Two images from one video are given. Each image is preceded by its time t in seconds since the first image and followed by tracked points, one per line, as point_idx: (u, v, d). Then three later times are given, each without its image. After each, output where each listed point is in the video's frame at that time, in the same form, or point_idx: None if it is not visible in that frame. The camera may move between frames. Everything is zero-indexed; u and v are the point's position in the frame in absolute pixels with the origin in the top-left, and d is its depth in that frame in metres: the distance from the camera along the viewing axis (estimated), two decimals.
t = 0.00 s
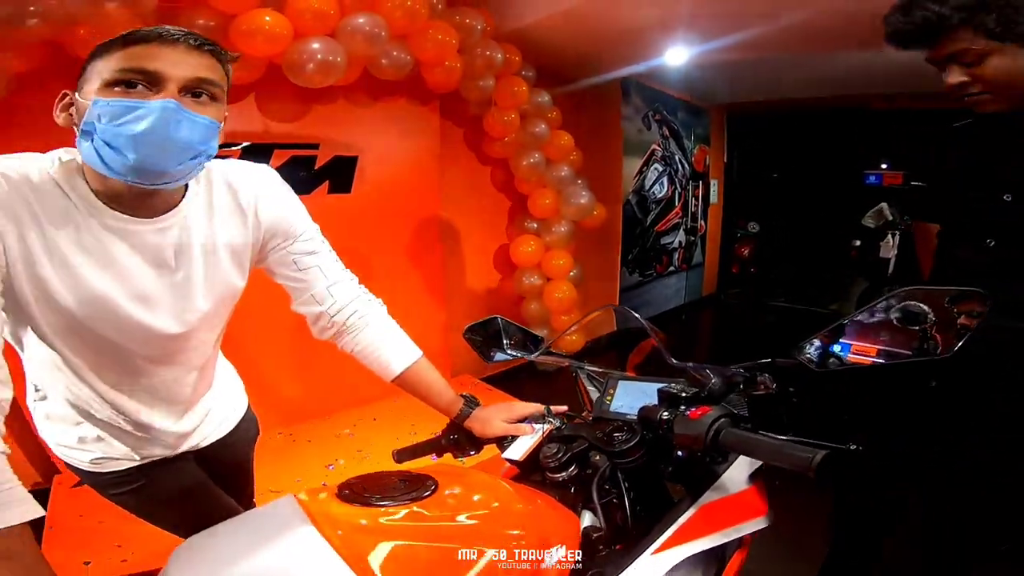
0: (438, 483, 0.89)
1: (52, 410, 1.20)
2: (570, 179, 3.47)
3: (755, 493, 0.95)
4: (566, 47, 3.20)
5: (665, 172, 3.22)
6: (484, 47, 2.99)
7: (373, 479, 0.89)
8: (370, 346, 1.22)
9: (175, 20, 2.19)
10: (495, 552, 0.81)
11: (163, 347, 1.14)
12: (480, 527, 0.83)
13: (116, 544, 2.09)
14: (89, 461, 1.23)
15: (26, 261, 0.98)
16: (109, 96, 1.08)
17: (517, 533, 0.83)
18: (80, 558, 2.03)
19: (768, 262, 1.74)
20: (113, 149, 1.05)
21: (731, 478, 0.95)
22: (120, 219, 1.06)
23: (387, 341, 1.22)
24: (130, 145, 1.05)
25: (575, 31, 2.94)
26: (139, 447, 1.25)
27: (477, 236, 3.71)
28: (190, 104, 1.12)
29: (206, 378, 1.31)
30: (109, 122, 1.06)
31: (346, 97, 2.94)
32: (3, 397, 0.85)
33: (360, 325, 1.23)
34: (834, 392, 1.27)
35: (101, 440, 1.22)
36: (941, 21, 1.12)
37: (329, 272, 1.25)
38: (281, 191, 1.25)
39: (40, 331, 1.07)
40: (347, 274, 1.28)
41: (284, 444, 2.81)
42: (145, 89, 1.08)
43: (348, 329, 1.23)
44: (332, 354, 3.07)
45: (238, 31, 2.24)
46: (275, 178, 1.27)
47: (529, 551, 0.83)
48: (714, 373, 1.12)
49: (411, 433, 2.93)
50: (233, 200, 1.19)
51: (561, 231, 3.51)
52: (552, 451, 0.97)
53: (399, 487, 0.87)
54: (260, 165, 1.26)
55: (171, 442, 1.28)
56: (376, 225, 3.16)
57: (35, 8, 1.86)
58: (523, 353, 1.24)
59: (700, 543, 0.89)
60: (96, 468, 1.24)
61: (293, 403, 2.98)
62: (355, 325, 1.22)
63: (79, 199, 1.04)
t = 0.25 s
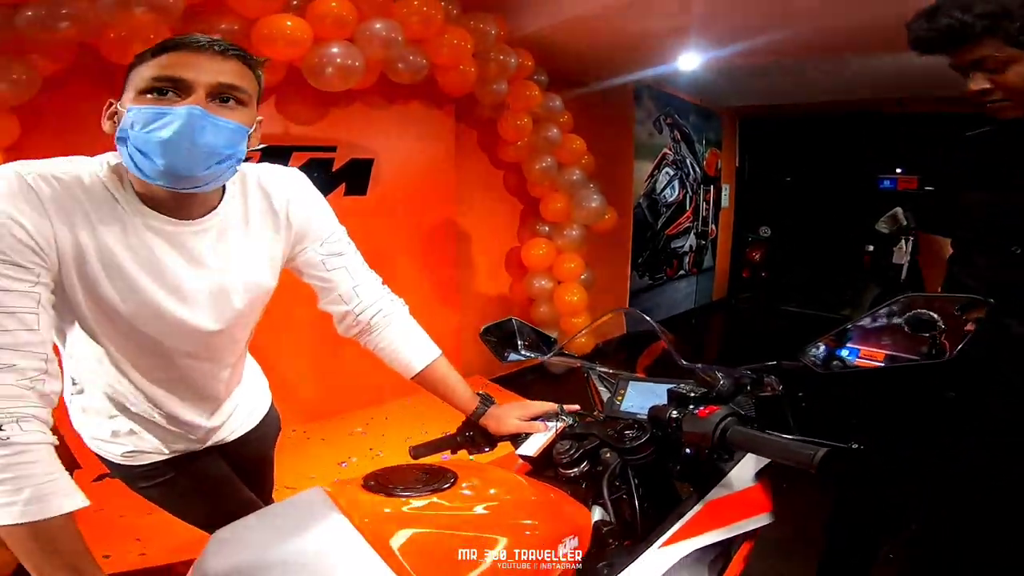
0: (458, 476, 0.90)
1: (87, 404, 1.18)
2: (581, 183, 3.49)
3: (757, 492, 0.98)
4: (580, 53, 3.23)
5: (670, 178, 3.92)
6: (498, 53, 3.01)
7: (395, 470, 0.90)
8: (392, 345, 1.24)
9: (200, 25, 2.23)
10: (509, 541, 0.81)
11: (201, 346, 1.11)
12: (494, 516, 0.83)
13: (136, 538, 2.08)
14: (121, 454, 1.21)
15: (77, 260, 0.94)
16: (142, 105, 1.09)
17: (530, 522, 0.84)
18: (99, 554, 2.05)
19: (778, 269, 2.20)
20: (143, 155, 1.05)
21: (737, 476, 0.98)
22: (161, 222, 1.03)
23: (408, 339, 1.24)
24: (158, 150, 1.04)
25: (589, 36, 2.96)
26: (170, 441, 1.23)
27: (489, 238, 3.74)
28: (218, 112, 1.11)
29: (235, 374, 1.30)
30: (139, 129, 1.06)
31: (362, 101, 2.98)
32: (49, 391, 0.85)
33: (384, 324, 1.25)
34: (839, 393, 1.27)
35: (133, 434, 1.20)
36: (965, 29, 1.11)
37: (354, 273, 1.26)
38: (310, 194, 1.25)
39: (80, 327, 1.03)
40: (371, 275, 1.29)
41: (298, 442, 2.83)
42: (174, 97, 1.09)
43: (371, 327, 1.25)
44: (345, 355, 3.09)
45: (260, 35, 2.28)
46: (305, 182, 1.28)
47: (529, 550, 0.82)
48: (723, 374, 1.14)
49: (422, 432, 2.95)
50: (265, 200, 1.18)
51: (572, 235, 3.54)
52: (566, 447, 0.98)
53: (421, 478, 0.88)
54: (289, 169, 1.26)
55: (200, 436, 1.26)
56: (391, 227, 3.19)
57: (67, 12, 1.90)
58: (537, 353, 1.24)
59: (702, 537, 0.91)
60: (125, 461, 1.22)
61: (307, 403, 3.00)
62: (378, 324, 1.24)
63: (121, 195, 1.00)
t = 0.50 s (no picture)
0: (478, 470, 0.89)
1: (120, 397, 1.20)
2: (594, 187, 3.50)
3: (768, 489, 1.00)
4: (596, 59, 3.24)
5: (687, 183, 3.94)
6: (513, 57, 3.03)
7: (418, 464, 0.90)
8: (414, 343, 1.26)
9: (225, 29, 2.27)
10: (522, 532, 0.80)
11: (232, 343, 1.13)
12: (510, 508, 0.82)
13: (155, 532, 2.07)
14: (150, 447, 1.23)
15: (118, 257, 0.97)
16: (178, 108, 1.08)
17: (545, 514, 0.83)
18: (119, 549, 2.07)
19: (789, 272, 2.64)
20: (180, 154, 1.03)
21: (748, 475, 0.99)
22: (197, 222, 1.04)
23: (429, 337, 1.26)
24: (196, 149, 1.03)
25: (604, 41, 2.96)
26: (197, 436, 1.25)
27: (503, 241, 3.76)
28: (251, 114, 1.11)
29: (262, 371, 1.31)
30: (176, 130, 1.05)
31: (380, 105, 3.01)
32: (91, 383, 0.87)
33: (405, 322, 1.26)
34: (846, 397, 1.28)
35: (162, 428, 1.22)
36: (963, 39, 1.22)
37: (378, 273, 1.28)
38: (336, 195, 1.27)
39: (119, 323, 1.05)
40: (394, 274, 1.32)
41: (313, 439, 2.84)
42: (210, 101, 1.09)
43: (393, 326, 1.27)
44: (359, 356, 3.11)
45: (282, 39, 2.31)
46: (331, 185, 1.29)
47: (529, 551, 0.80)
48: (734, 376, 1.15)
49: (435, 430, 2.96)
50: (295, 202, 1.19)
51: (585, 239, 3.53)
52: (581, 444, 0.99)
53: (442, 471, 0.87)
54: (316, 171, 1.28)
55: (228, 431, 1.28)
56: (407, 228, 3.22)
57: (99, 16, 1.95)
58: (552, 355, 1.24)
59: (711, 535, 0.92)
60: (155, 454, 1.24)
61: (323, 402, 3.02)
62: (399, 322, 1.26)
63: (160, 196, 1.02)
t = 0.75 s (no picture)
0: (497, 464, 0.91)
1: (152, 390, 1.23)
2: (609, 191, 3.51)
3: (779, 488, 1.01)
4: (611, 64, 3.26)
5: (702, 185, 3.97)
6: (529, 61, 3.05)
7: (439, 458, 0.91)
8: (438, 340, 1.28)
9: (250, 33, 2.30)
10: (535, 522, 0.81)
11: (263, 340, 1.15)
12: (525, 499, 0.84)
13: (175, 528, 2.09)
14: (178, 440, 1.25)
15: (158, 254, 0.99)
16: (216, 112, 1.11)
17: (557, 505, 0.84)
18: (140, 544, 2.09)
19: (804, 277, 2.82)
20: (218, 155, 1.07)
21: (760, 473, 1.00)
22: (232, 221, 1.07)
23: (451, 335, 1.28)
24: (232, 149, 1.05)
25: (621, 45, 2.97)
26: (225, 430, 1.27)
27: (517, 243, 3.78)
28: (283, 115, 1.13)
29: (288, 368, 1.34)
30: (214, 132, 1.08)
31: (398, 108, 3.04)
32: (131, 376, 0.90)
33: (428, 320, 1.29)
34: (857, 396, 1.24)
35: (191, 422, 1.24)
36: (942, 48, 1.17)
37: (403, 272, 1.31)
38: (363, 197, 1.29)
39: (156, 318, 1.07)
40: (417, 274, 1.34)
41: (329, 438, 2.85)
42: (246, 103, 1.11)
43: (417, 323, 1.29)
44: (375, 356, 3.14)
45: (305, 43, 2.35)
46: (357, 186, 1.31)
47: (528, 551, 0.79)
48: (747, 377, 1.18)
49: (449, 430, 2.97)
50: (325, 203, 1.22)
51: (599, 242, 3.54)
52: (597, 441, 1.01)
53: (462, 464, 0.89)
54: (343, 174, 1.30)
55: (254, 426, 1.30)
56: (423, 230, 3.24)
57: (132, 19, 1.99)
58: (568, 354, 1.25)
59: (723, 531, 0.93)
60: (183, 448, 1.26)
61: (339, 401, 3.04)
62: (423, 320, 1.29)
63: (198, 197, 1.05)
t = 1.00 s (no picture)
0: (518, 459, 0.91)
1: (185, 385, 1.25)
2: (624, 194, 3.51)
3: (795, 488, 1.01)
4: (628, 68, 3.27)
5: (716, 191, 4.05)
6: (546, 65, 3.07)
7: (463, 452, 0.92)
8: (460, 340, 1.30)
9: (274, 38, 2.34)
10: (551, 517, 0.82)
11: (293, 338, 1.17)
12: (543, 494, 0.84)
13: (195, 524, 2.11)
14: (206, 436, 1.26)
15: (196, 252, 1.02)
16: (257, 114, 1.14)
17: (571, 499, 0.85)
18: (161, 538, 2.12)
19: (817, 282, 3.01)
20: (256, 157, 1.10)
21: (775, 473, 1.00)
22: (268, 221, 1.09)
23: (472, 335, 1.30)
24: (270, 154, 1.08)
25: (637, 49, 2.98)
26: (253, 427, 1.29)
27: (532, 245, 3.79)
28: (320, 122, 1.16)
29: (314, 366, 1.36)
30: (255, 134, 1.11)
31: (416, 111, 3.06)
32: (171, 371, 0.93)
33: (451, 320, 1.31)
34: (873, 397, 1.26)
35: (221, 418, 1.26)
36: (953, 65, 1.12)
37: (426, 273, 1.33)
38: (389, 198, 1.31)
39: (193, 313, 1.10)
40: (440, 275, 1.36)
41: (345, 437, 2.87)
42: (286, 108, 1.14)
43: (440, 323, 1.31)
44: (391, 356, 3.16)
45: (327, 47, 2.38)
46: (383, 188, 1.33)
47: (529, 550, 0.79)
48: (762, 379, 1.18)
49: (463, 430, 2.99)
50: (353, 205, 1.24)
51: (613, 245, 3.55)
52: (613, 440, 1.01)
53: (485, 459, 0.90)
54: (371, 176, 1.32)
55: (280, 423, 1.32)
56: (440, 233, 3.26)
57: (162, 22, 2.02)
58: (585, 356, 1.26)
59: (734, 530, 0.94)
60: (211, 443, 1.27)
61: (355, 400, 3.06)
62: (446, 320, 1.31)
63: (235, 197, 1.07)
